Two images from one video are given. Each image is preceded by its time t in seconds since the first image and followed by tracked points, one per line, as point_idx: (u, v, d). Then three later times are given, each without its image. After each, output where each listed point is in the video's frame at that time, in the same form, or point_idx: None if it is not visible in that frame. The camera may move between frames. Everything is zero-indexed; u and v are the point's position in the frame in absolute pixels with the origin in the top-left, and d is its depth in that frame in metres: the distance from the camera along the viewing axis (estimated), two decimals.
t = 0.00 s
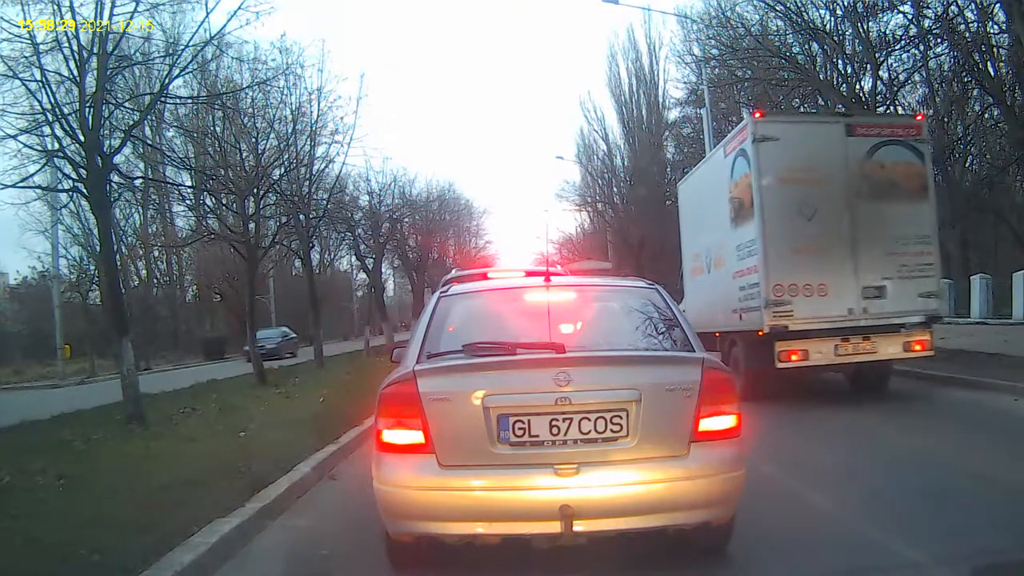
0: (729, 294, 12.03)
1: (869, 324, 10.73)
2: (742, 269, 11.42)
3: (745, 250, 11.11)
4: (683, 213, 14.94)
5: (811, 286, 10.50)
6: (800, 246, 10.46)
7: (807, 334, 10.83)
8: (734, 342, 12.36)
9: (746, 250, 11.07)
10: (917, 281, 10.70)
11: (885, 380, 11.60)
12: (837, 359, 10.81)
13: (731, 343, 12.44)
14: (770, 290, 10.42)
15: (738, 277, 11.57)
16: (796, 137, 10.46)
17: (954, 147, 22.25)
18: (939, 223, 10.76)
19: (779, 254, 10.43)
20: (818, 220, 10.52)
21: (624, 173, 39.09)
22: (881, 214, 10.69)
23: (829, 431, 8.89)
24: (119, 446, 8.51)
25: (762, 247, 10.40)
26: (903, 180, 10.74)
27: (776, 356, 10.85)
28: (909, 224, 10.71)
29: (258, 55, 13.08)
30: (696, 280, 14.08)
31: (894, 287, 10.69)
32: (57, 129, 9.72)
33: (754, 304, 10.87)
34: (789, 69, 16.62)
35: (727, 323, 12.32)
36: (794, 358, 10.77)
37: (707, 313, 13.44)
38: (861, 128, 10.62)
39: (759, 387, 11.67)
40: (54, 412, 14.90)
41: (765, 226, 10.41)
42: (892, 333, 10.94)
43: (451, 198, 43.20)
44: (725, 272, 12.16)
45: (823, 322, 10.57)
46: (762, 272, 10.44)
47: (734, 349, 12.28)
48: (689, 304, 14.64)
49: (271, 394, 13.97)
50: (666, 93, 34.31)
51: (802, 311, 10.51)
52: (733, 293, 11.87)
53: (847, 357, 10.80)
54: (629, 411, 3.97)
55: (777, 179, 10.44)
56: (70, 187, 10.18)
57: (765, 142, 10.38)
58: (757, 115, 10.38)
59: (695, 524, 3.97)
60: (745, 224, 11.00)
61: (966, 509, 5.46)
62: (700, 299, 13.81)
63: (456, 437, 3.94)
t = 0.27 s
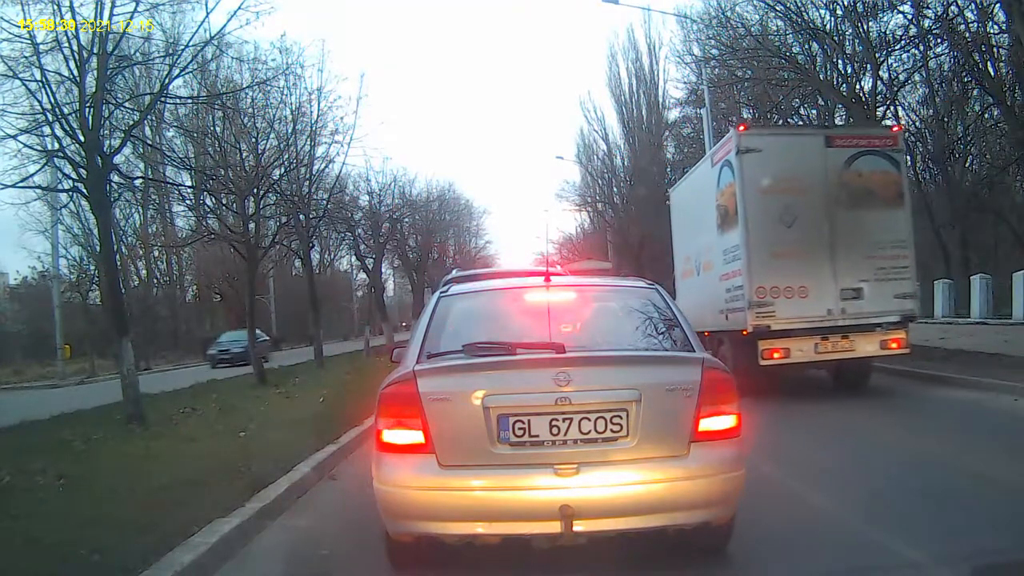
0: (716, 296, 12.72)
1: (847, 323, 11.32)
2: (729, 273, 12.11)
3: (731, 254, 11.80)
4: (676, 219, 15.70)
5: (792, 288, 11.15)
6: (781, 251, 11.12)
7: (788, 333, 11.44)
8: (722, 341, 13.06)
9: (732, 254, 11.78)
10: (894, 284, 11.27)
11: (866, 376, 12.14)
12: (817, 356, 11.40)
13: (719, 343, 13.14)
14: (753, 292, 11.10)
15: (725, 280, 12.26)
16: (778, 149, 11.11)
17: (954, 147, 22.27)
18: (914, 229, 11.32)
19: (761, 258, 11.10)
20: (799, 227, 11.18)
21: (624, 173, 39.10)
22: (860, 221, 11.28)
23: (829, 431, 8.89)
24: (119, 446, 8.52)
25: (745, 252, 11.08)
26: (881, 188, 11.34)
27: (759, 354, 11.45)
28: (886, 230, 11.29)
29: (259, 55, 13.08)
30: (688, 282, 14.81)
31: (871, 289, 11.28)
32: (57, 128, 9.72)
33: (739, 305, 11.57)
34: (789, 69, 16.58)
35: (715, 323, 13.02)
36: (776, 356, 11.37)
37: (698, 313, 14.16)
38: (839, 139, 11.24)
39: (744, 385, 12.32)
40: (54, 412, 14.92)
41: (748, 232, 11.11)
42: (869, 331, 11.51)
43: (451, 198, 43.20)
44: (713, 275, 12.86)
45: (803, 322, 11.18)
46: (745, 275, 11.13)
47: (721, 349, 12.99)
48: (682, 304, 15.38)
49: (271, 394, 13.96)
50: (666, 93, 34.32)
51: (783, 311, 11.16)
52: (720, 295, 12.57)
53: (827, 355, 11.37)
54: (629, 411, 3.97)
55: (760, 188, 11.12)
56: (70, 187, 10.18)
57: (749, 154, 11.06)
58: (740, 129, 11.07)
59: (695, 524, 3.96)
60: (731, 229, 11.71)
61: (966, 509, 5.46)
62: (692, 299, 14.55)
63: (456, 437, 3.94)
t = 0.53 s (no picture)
0: (705, 296, 13.36)
1: (828, 323, 11.93)
2: (716, 274, 12.78)
3: (718, 257, 12.48)
4: (671, 220, 16.34)
5: (775, 289, 11.80)
6: (765, 254, 11.80)
7: (771, 331, 12.03)
8: (709, 339, 13.77)
9: (719, 257, 12.46)
10: (873, 286, 11.87)
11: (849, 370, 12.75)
12: (799, 353, 11.98)
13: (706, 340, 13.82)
14: (738, 293, 11.76)
15: (713, 282, 12.91)
16: (764, 159, 11.80)
17: (953, 148, 22.29)
18: (892, 234, 11.96)
19: (746, 261, 11.77)
20: (782, 232, 11.86)
21: (624, 173, 39.10)
22: (841, 227, 11.90)
23: (829, 431, 8.89)
24: (120, 446, 8.52)
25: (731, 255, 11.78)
26: (861, 196, 11.97)
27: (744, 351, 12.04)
28: (865, 236, 11.94)
29: (259, 55, 13.08)
30: (680, 284, 15.52)
31: (850, 290, 11.89)
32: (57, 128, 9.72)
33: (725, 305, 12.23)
34: (789, 69, 16.54)
35: (704, 322, 13.69)
36: (760, 353, 11.96)
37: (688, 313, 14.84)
38: (821, 150, 11.90)
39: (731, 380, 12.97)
40: (55, 412, 14.93)
41: (733, 237, 11.82)
42: (850, 330, 12.10)
43: (451, 198, 43.17)
44: (702, 276, 13.50)
45: (785, 321, 11.84)
46: (731, 277, 11.79)
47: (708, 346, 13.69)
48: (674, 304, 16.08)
49: (271, 394, 13.94)
50: (666, 93, 34.31)
51: (766, 311, 11.80)
52: (709, 296, 13.23)
53: (808, 352, 11.96)
54: (629, 411, 3.97)
55: (745, 195, 11.82)
56: (70, 186, 10.18)
57: (735, 163, 11.75)
58: (729, 140, 11.73)
59: (694, 524, 3.96)
60: (718, 233, 12.40)
61: (965, 509, 5.46)
62: (683, 300, 15.24)
63: (456, 437, 3.94)
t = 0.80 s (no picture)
0: (694, 296, 13.97)
1: (810, 322, 12.55)
2: (705, 276, 13.41)
3: (706, 260, 13.11)
4: (662, 222, 16.99)
5: (759, 290, 12.43)
6: (750, 258, 12.41)
7: (755, 330, 12.67)
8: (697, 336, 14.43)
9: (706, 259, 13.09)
10: (853, 287, 12.45)
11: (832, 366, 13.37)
12: (782, 351, 12.61)
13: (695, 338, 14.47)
14: (725, 294, 12.39)
15: (702, 283, 13.52)
16: (750, 167, 12.36)
17: (953, 148, 22.26)
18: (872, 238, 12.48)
19: (732, 264, 12.38)
20: (766, 237, 12.45)
21: (624, 173, 39.11)
22: (823, 231, 12.49)
23: (829, 430, 8.89)
24: (120, 446, 8.53)
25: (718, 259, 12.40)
26: (843, 202, 12.52)
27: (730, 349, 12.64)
28: (847, 239, 12.50)
29: (259, 55, 13.08)
30: (672, 283, 16.21)
31: (832, 291, 12.48)
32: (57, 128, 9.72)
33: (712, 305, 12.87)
34: (789, 69, 16.53)
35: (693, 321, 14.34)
36: (745, 350, 12.58)
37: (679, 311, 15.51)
38: (805, 158, 12.42)
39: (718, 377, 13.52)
40: (54, 412, 14.92)
41: (720, 242, 12.42)
42: (831, 328, 12.72)
43: (451, 198, 43.17)
44: (691, 277, 14.11)
45: (768, 320, 12.49)
46: (718, 278, 12.42)
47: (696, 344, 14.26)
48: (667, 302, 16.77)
49: (271, 394, 13.93)
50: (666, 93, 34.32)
51: (751, 311, 12.44)
52: (697, 296, 13.87)
53: (791, 350, 12.60)
54: (629, 411, 3.97)
55: (732, 202, 12.41)
56: (70, 187, 10.19)
57: (722, 172, 12.32)
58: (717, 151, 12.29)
59: (694, 524, 3.97)
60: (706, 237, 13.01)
61: (964, 509, 5.47)
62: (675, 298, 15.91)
63: (456, 437, 3.94)
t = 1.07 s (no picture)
0: (684, 298, 14.70)
1: (792, 321, 13.30)
2: (693, 279, 14.15)
3: (695, 264, 13.86)
4: (655, 229, 17.78)
5: (744, 292, 13.18)
6: (736, 262, 13.15)
7: (739, 329, 13.38)
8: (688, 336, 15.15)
9: (695, 264, 13.83)
10: (833, 288, 13.19)
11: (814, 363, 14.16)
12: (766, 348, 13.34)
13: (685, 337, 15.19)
14: (711, 296, 13.13)
15: (691, 285, 14.26)
16: (734, 177, 13.12)
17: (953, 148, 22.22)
18: (850, 242, 13.20)
19: (718, 267, 13.12)
20: (751, 241, 13.20)
21: (624, 173, 39.13)
22: (805, 236, 13.22)
23: (829, 430, 8.88)
24: (120, 446, 8.53)
25: (705, 262, 13.13)
26: (823, 208, 13.27)
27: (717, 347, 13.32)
28: (827, 243, 13.22)
29: (259, 55, 13.08)
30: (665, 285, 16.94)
31: (813, 292, 13.21)
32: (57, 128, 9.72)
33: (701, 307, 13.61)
34: (789, 69, 16.53)
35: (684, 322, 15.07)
36: (731, 348, 13.28)
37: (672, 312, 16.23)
38: (787, 167, 13.14)
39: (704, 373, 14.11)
40: (54, 412, 14.93)
41: (708, 247, 13.17)
42: (812, 327, 13.48)
43: (452, 198, 43.16)
44: (682, 280, 14.84)
45: (753, 320, 13.23)
46: (706, 282, 13.15)
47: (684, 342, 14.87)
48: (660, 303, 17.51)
49: (271, 394, 13.92)
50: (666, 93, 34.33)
51: (736, 312, 13.19)
52: (687, 298, 14.60)
53: (774, 348, 13.34)
54: (628, 411, 3.97)
55: (718, 209, 13.17)
56: (70, 187, 10.19)
57: (708, 182, 13.11)
58: (704, 160, 13.04)
59: (693, 524, 3.97)
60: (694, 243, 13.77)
61: (964, 508, 5.47)
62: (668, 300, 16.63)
63: (456, 437, 3.94)
